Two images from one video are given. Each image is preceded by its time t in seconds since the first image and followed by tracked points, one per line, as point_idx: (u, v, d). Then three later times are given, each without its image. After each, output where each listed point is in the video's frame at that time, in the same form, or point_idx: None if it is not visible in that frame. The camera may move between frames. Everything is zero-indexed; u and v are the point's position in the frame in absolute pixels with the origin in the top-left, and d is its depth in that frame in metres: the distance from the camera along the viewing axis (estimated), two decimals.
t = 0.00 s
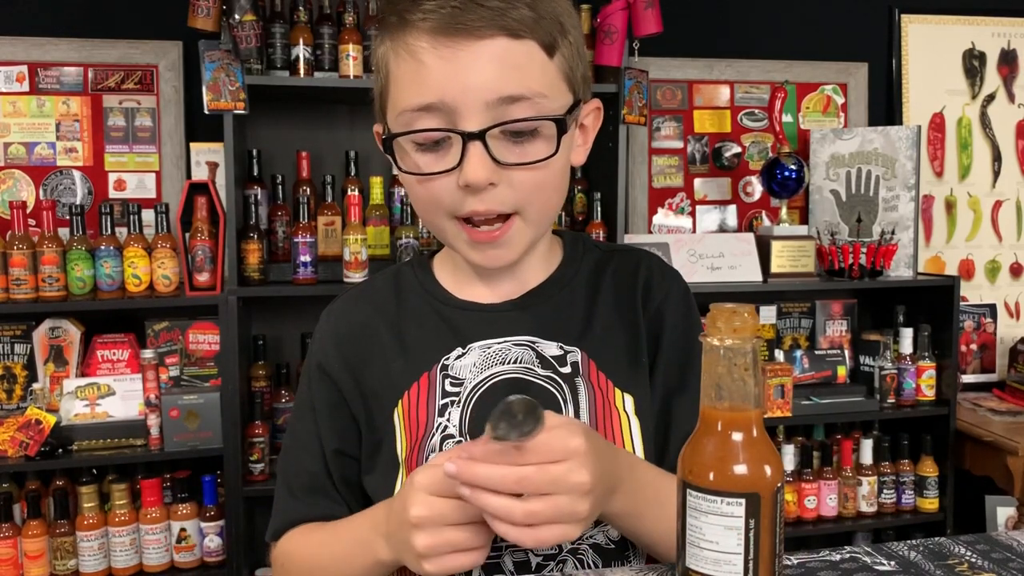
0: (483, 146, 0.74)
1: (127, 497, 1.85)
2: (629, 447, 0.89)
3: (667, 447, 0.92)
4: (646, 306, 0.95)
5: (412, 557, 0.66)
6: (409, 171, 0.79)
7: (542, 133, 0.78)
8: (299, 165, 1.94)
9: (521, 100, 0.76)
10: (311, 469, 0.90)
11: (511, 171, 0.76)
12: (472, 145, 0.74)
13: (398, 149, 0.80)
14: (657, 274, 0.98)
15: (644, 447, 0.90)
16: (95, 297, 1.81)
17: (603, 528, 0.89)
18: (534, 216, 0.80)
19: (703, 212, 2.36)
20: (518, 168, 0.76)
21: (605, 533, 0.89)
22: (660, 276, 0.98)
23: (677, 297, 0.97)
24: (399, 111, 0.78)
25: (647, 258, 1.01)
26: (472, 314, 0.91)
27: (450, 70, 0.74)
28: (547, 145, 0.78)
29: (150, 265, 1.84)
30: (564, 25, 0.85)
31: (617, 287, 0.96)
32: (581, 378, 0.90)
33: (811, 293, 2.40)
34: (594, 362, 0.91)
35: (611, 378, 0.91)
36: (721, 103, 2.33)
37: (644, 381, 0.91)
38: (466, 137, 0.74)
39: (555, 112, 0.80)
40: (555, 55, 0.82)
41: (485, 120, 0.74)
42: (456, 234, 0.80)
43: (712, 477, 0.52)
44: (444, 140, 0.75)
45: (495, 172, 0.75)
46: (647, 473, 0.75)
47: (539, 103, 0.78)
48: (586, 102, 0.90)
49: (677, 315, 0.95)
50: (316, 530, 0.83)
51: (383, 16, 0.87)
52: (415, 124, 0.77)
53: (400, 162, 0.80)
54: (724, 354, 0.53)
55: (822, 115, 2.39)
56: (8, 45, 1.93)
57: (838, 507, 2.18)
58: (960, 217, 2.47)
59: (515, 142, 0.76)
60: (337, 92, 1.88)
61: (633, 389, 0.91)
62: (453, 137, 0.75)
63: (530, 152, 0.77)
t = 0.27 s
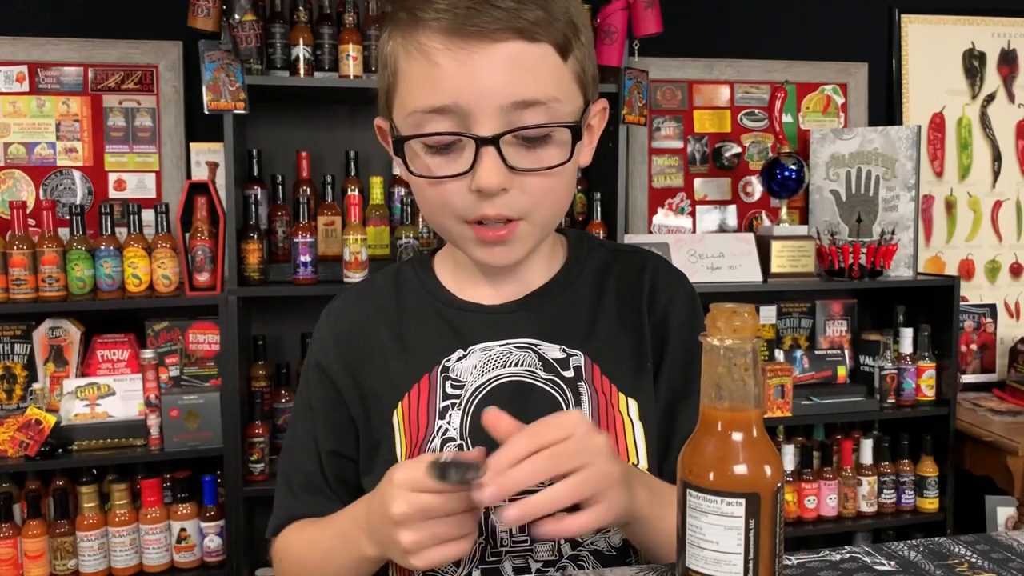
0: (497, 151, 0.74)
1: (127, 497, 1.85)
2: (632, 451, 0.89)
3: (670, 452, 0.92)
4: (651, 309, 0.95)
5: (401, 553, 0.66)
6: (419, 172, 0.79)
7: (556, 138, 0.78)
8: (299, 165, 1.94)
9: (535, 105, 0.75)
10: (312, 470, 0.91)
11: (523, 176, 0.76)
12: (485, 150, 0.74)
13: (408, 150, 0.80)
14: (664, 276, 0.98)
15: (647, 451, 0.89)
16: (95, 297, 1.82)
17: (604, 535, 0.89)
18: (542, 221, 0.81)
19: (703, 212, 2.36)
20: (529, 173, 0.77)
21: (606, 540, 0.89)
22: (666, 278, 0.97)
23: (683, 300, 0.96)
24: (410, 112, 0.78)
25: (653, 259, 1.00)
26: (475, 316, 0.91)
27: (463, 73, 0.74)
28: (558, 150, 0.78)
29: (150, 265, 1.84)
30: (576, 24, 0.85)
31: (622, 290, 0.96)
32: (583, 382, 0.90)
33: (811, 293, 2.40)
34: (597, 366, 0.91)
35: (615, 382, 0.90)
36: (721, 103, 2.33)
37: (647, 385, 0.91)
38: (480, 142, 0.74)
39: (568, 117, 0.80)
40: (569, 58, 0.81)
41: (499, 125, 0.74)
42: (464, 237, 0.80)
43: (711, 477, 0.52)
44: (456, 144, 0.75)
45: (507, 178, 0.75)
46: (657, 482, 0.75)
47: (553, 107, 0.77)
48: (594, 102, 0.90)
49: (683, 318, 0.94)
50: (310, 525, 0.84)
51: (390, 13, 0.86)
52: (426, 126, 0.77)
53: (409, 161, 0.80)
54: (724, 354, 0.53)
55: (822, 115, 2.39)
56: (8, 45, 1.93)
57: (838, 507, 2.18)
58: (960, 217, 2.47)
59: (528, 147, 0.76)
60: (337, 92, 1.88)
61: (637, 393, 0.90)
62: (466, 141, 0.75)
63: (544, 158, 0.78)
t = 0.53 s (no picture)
0: (505, 159, 0.73)
1: (127, 497, 1.85)
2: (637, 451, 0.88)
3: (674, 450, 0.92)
4: (656, 306, 0.94)
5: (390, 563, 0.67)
6: (424, 177, 0.78)
7: (564, 145, 0.77)
8: (299, 165, 1.94)
9: (543, 112, 0.75)
10: (313, 472, 0.90)
11: (531, 183, 0.76)
12: (494, 158, 0.73)
13: (412, 155, 0.78)
14: (667, 272, 0.97)
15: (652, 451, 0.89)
16: (95, 297, 1.82)
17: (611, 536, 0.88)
18: (548, 225, 0.80)
19: (703, 212, 2.36)
20: (538, 181, 0.76)
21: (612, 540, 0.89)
22: (670, 277, 0.96)
23: (687, 299, 0.95)
24: (415, 116, 0.76)
25: (655, 257, 0.99)
26: (478, 316, 0.90)
27: (472, 78, 0.72)
28: (566, 157, 0.78)
29: (150, 265, 1.84)
30: (583, 24, 0.83)
31: (626, 289, 0.95)
32: (588, 381, 0.89)
33: (811, 293, 2.40)
34: (602, 366, 0.90)
35: (619, 382, 0.90)
36: (721, 104, 2.33)
37: (653, 386, 0.90)
38: (488, 149, 0.73)
39: (576, 123, 0.79)
40: (576, 60, 0.80)
41: (508, 133, 0.73)
42: (469, 241, 0.79)
43: (712, 477, 0.52)
44: (464, 150, 0.74)
45: (516, 186, 0.75)
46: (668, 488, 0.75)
47: (561, 113, 0.76)
48: (600, 101, 0.89)
49: (687, 317, 0.94)
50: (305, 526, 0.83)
51: (393, 10, 0.84)
52: (432, 131, 0.75)
53: (414, 166, 0.78)
54: (724, 354, 0.53)
55: (822, 115, 2.39)
56: (8, 45, 1.93)
57: (838, 507, 2.18)
58: (960, 217, 2.47)
59: (536, 154, 0.76)
60: (337, 92, 1.88)
61: (642, 393, 0.90)
62: (475, 148, 0.74)
63: (552, 164, 0.77)
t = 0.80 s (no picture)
0: (500, 161, 0.72)
1: (127, 497, 1.85)
2: (631, 450, 0.87)
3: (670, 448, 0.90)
4: (649, 300, 0.93)
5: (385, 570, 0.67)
6: (420, 180, 0.76)
7: (560, 146, 0.75)
8: (299, 165, 1.94)
9: (538, 112, 0.73)
10: (313, 478, 0.90)
11: (527, 184, 0.74)
12: (489, 160, 0.71)
13: (406, 157, 0.76)
14: (661, 265, 0.96)
15: (648, 450, 0.87)
16: (95, 297, 1.81)
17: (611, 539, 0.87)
18: (545, 226, 0.79)
19: (703, 211, 2.36)
20: (534, 182, 0.75)
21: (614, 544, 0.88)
22: (664, 268, 0.95)
23: (681, 292, 0.94)
24: (408, 117, 0.75)
25: (649, 248, 0.97)
26: (472, 317, 0.89)
27: (466, 78, 0.70)
28: (563, 158, 0.76)
29: (150, 265, 1.84)
30: (578, 22, 0.81)
31: (619, 283, 0.93)
32: (583, 381, 0.88)
33: (811, 293, 2.39)
34: (596, 364, 0.89)
35: (613, 380, 0.88)
36: (721, 104, 2.33)
37: (646, 380, 0.89)
38: (483, 151, 0.71)
39: (572, 123, 0.77)
40: (572, 59, 0.78)
41: (503, 134, 0.71)
42: (465, 243, 0.78)
43: (711, 477, 0.52)
44: (459, 152, 0.73)
45: (511, 187, 0.73)
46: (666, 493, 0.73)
47: (558, 113, 0.74)
48: (595, 98, 0.86)
49: (680, 309, 0.92)
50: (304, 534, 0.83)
51: (386, 8, 0.82)
52: (426, 133, 0.73)
53: (408, 169, 0.77)
54: (724, 354, 0.53)
55: (822, 115, 2.39)
56: (8, 45, 1.93)
57: (838, 507, 2.18)
58: (960, 217, 2.47)
59: (533, 155, 0.74)
60: (337, 92, 1.88)
61: (637, 390, 0.89)
62: (469, 150, 0.72)
63: (548, 165, 0.75)
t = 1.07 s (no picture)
0: (498, 162, 0.71)
1: (127, 497, 1.85)
2: (631, 452, 0.87)
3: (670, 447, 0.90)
4: (650, 299, 0.92)
5: None
6: (418, 183, 0.76)
7: (558, 146, 0.75)
8: (299, 165, 1.94)
9: (536, 112, 0.73)
10: (313, 481, 0.89)
11: (526, 185, 0.74)
12: (487, 161, 0.71)
13: (403, 160, 0.76)
14: (661, 263, 0.95)
15: (648, 450, 0.87)
16: (95, 297, 1.81)
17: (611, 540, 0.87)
18: (544, 226, 0.79)
19: (703, 212, 2.36)
20: (532, 182, 0.74)
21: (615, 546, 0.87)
22: (664, 267, 0.95)
23: (682, 290, 0.93)
24: (405, 119, 0.74)
25: (649, 246, 0.97)
26: (471, 318, 0.88)
27: (461, 79, 0.70)
28: (561, 158, 0.76)
29: (150, 265, 1.84)
30: (574, 19, 0.81)
31: (619, 282, 0.93)
32: (582, 382, 0.88)
33: (811, 293, 2.39)
34: (596, 365, 0.88)
35: (613, 381, 0.88)
36: (721, 104, 2.33)
37: (647, 381, 0.89)
38: (479, 152, 0.71)
39: (570, 122, 0.77)
40: (568, 58, 0.78)
41: (500, 135, 0.71)
42: (463, 245, 0.77)
43: (712, 477, 0.52)
44: (456, 154, 0.73)
45: (509, 188, 0.73)
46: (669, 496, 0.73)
47: (555, 113, 0.74)
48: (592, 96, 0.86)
49: (680, 309, 0.92)
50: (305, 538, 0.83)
51: (380, 9, 0.82)
52: (423, 135, 0.73)
53: (405, 171, 0.76)
54: (724, 354, 0.53)
55: (822, 115, 2.39)
56: (8, 45, 1.93)
57: (838, 507, 2.18)
58: (960, 217, 2.47)
59: (530, 155, 0.74)
60: (338, 92, 1.88)
61: (637, 390, 0.89)
62: (467, 152, 0.72)
63: (546, 165, 0.75)
